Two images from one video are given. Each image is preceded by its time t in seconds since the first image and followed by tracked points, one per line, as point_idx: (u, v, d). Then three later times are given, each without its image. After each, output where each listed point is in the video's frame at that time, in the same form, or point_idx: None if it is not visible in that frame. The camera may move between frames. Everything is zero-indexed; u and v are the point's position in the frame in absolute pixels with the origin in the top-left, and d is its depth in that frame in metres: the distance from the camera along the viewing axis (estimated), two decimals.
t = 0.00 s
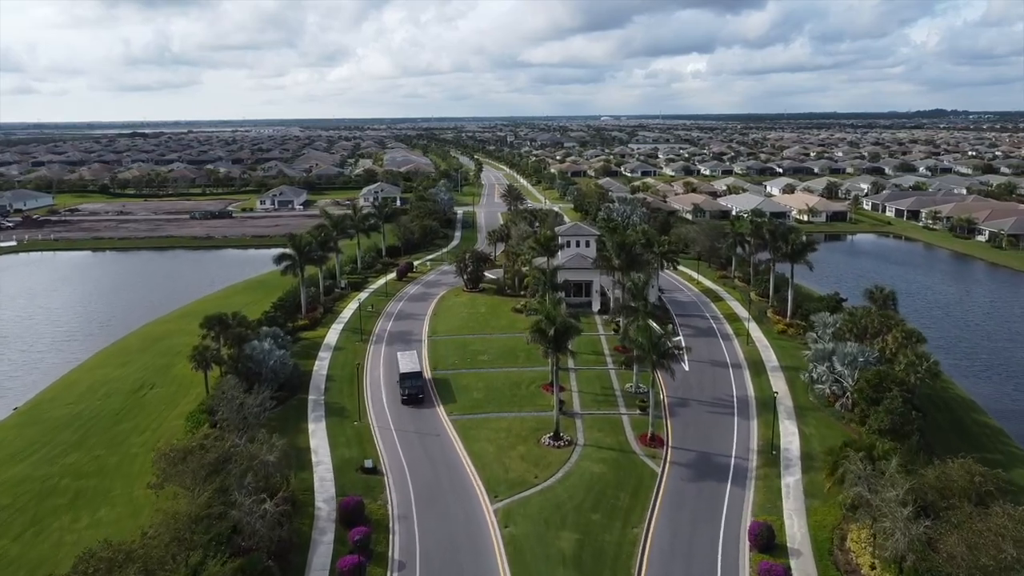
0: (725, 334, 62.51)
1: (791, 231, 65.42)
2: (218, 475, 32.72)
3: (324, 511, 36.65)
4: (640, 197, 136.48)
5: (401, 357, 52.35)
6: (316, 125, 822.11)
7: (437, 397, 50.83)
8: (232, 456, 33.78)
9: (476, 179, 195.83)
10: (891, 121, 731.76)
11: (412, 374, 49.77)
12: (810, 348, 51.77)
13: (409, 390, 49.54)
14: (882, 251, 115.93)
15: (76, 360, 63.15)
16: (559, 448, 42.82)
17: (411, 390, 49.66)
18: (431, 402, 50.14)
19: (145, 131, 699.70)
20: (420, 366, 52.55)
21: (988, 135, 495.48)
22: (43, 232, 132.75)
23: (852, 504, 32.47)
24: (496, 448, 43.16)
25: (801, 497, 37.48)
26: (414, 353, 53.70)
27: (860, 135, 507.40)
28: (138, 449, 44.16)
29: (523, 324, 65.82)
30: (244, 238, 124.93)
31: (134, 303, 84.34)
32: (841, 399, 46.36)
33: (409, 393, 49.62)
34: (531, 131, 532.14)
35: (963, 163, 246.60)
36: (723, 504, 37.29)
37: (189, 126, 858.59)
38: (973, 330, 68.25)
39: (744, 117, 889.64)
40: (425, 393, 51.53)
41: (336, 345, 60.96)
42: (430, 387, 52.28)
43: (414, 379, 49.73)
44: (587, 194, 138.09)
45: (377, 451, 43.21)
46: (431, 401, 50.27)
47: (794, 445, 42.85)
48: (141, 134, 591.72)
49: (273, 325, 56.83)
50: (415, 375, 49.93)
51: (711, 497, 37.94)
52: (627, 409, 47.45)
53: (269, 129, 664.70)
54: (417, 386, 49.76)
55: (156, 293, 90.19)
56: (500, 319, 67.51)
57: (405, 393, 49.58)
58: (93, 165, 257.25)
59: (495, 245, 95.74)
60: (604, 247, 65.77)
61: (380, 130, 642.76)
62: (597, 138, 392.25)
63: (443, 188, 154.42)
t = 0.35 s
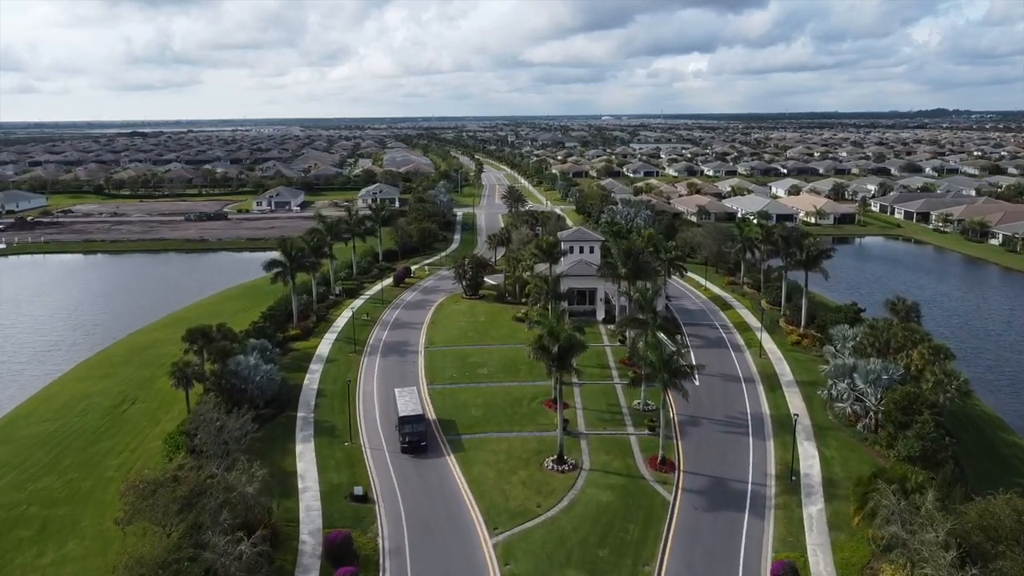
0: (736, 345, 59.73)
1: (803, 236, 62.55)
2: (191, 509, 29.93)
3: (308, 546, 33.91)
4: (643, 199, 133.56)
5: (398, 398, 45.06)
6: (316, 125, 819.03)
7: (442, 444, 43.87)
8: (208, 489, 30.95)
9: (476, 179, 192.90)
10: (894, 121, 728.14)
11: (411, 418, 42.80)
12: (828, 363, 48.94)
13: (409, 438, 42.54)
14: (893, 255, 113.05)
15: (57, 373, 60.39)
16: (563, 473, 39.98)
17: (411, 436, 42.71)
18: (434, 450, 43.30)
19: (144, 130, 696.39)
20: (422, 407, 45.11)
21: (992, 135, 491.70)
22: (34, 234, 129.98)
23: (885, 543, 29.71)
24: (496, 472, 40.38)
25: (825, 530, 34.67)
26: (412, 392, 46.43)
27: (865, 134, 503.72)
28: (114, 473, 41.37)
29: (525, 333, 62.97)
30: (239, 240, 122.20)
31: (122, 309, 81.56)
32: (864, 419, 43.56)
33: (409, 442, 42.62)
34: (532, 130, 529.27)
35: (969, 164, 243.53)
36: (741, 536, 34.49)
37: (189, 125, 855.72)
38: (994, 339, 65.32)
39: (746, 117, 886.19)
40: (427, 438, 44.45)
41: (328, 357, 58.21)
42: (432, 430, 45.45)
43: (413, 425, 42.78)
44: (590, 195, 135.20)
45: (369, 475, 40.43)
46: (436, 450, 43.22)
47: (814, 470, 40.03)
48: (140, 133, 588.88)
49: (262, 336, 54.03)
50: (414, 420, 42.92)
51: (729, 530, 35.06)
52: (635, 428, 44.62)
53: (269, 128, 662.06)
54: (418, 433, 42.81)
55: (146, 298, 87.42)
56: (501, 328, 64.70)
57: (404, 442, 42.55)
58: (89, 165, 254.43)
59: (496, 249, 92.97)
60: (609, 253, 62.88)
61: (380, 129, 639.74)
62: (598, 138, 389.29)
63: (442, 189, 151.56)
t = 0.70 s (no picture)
0: (747, 357, 57.25)
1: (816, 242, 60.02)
2: (162, 547, 27.37)
3: None
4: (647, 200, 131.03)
5: (397, 445, 39.02)
6: (317, 124, 816.37)
7: (453, 501, 37.69)
8: (181, 524, 28.43)
9: (476, 180, 190.34)
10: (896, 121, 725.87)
11: (410, 471, 36.95)
12: (847, 378, 46.36)
13: (409, 494, 36.56)
14: (902, 258, 110.48)
15: (37, 385, 57.84)
16: (568, 500, 37.36)
17: (411, 493, 36.69)
18: (441, 509, 37.11)
19: (144, 130, 694.02)
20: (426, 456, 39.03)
21: (996, 134, 488.48)
22: (26, 236, 127.51)
23: None
24: (495, 497, 37.83)
25: (851, 565, 32.10)
26: (414, 437, 40.34)
27: (868, 133, 501.51)
28: (88, 498, 38.74)
29: (526, 342, 60.49)
30: (234, 243, 119.74)
31: (111, 315, 79.07)
32: (887, 440, 41.07)
33: (409, 499, 36.62)
34: (533, 130, 526.29)
35: (976, 164, 240.67)
36: (759, 570, 31.93)
37: (189, 125, 853.35)
38: (1016, 348, 62.64)
39: (748, 116, 883.18)
40: (436, 496, 38.24)
41: (320, 369, 55.74)
42: (442, 484, 39.30)
43: (413, 479, 36.90)
44: (592, 197, 132.67)
45: (360, 502, 37.85)
46: (443, 508, 37.00)
47: (835, 495, 37.50)
48: (140, 133, 586.62)
49: (250, 349, 51.56)
50: (415, 473, 37.08)
51: (746, 564, 32.44)
52: (644, 450, 42.05)
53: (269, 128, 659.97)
54: (420, 488, 36.77)
55: (135, 304, 84.91)
56: (501, 336, 62.18)
57: (404, 500, 36.61)
58: (86, 165, 251.98)
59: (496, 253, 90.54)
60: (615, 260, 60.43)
61: (380, 128, 637.37)
62: (599, 138, 386.88)
63: (442, 189, 149.04)
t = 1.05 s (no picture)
0: (761, 370, 54.43)
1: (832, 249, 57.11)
2: None
3: None
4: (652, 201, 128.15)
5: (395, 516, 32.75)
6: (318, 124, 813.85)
7: None
8: (147, 567, 25.66)
9: (477, 180, 187.39)
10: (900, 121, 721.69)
11: (408, 552, 30.89)
12: (870, 396, 43.54)
13: None
14: (914, 261, 107.52)
15: (15, 399, 55.15)
16: (573, 531, 34.54)
17: None
18: None
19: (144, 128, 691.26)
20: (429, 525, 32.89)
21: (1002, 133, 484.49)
22: (17, 239, 124.87)
23: None
24: (494, 527, 35.06)
25: None
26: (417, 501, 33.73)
27: (873, 132, 497.56)
28: (56, 528, 36.04)
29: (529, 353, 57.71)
30: (229, 245, 117.08)
31: (98, 322, 76.42)
32: (916, 464, 38.33)
33: None
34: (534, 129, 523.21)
35: (983, 164, 237.45)
36: None
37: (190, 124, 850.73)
38: None
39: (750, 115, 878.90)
40: None
41: (311, 383, 53.01)
42: (444, 533, 34.67)
43: (413, 560, 30.94)
44: (595, 198, 129.81)
45: (349, 534, 35.01)
46: None
47: (863, 527, 34.67)
48: (140, 132, 584.56)
49: (236, 363, 48.82)
50: (415, 553, 31.01)
51: None
52: (654, 474, 39.24)
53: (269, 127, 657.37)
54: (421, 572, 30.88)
55: (124, 310, 82.21)
56: (503, 346, 59.39)
57: None
58: (83, 165, 249.49)
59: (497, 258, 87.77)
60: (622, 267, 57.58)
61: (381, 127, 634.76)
62: (601, 137, 383.96)
63: (441, 190, 146.25)
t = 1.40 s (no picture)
0: (776, 384, 51.68)
1: (850, 254, 54.97)
2: None
3: None
4: (657, 203, 125.35)
5: None
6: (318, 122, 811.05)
7: None
8: None
9: (478, 180, 184.55)
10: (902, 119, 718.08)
11: None
12: (895, 416, 40.77)
13: None
14: (926, 264, 104.76)
15: None
16: (580, 566, 31.86)
17: None
18: None
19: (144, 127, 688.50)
20: None
21: (1008, 131, 480.45)
22: (7, 240, 122.33)
23: None
24: (494, 561, 32.38)
25: None
26: None
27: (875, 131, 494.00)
28: (22, 561, 33.33)
29: (532, 365, 55.05)
30: (223, 247, 114.49)
31: (84, 329, 73.81)
32: (949, 491, 35.64)
33: None
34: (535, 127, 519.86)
35: (990, 163, 234.49)
36: None
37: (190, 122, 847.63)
38: None
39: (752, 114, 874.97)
40: None
41: (302, 397, 50.34)
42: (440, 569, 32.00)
43: None
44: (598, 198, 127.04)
45: (338, 568, 32.34)
46: None
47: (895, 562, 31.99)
48: (139, 131, 581.48)
49: (221, 378, 46.15)
50: None
51: None
52: (666, 500, 36.52)
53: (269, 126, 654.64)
54: None
55: (112, 315, 79.57)
56: (504, 357, 56.70)
57: None
58: (80, 164, 246.86)
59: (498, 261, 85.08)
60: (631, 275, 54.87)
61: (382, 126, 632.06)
62: (602, 136, 380.81)
63: (441, 190, 143.54)
